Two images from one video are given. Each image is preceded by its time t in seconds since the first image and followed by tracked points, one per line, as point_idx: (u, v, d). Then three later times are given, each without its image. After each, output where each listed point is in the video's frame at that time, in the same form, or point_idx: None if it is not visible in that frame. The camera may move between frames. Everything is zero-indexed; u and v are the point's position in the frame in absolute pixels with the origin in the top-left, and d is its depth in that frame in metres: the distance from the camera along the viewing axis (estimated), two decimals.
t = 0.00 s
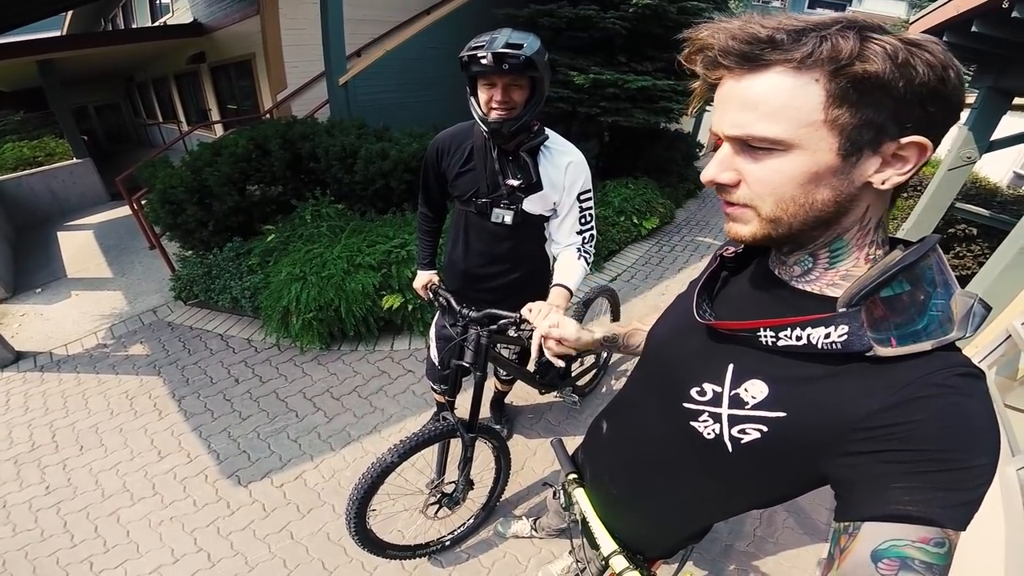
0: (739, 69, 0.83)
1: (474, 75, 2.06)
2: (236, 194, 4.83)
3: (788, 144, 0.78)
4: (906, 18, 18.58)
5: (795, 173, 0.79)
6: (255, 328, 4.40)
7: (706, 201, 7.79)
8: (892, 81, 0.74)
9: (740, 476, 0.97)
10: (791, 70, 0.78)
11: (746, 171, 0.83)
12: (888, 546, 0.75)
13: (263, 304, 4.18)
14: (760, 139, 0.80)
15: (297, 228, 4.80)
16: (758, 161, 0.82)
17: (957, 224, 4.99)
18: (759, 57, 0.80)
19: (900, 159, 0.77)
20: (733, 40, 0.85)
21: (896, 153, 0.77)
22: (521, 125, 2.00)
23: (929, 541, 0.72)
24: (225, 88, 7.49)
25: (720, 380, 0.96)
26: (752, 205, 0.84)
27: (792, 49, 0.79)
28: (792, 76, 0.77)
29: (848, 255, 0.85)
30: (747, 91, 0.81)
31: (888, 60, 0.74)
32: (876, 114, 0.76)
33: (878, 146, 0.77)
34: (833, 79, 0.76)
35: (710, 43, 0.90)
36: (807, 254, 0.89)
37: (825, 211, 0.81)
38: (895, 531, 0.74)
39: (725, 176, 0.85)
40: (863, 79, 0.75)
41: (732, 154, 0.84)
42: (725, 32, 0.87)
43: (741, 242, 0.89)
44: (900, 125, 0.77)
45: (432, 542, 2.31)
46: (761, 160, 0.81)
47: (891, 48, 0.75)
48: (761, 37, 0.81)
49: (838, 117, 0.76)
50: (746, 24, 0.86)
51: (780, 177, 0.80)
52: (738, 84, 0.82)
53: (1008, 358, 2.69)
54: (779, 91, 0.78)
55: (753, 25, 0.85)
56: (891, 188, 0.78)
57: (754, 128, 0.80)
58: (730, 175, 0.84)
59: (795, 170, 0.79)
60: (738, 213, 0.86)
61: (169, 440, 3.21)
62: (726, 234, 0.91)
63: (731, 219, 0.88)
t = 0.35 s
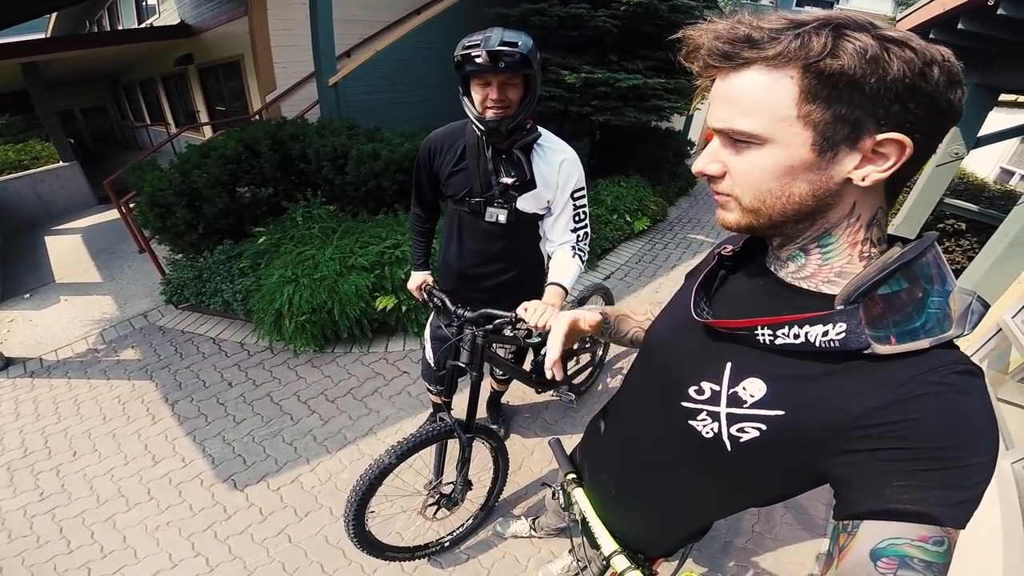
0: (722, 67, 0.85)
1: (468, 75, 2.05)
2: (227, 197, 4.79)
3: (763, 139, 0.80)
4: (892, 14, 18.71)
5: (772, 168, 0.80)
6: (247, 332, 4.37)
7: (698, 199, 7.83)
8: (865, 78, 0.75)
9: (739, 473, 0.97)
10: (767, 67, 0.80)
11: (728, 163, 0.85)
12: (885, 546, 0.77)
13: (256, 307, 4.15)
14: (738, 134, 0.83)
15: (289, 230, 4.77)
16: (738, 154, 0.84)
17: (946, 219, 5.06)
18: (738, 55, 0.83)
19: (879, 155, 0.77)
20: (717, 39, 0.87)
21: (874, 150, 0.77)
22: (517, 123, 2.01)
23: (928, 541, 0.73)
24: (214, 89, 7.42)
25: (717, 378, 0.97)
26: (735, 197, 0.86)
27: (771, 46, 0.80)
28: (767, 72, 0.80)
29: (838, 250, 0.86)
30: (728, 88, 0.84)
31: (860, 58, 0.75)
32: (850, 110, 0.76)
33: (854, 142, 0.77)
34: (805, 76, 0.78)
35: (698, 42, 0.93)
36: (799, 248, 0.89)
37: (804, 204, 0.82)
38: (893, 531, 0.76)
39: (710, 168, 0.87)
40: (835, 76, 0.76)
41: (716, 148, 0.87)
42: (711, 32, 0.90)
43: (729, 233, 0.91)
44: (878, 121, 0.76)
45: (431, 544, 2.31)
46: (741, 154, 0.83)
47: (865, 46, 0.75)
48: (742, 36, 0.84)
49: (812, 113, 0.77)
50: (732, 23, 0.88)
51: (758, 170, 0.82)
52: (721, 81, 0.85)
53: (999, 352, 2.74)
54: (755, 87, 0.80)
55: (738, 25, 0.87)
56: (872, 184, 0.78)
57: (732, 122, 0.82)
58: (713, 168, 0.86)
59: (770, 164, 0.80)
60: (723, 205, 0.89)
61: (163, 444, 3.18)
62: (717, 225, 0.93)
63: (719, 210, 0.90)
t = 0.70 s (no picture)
0: (729, 68, 0.87)
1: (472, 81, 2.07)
2: (231, 201, 4.82)
3: (769, 139, 0.81)
4: (895, 19, 18.65)
5: (775, 167, 0.82)
6: (251, 336, 4.38)
7: (700, 206, 7.84)
8: (869, 78, 0.75)
9: (743, 477, 0.97)
10: (772, 69, 0.81)
11: (733, 162, 0.86)
12: (889, 547, 0.76)
13: (259, 312, 4.16)
14: (745, 133, 0.84)
15: (293, 235, 4.80)
16: (743, 154, 0.85)
17: (949, 225, 5.05)
18: (744, 56, 0.84)
19: (882, 156, 0.77)
20: (726, 41, 0.88)
21: (877, 150, 0.77)
22: (520, 129, 2.02)
23: (930, 542, 0.73)
24: (220, 95, 7.48)
25: (721, 381, 0.97)
26: (740, 196, 0.87)
27: (776, 48, 0.81)
28: (773, 73, 0.81)
29: (843, 253, 0.86)
30: (735, 89, 0.85)
31: (864, 60, 0.75)
32: (854, 110, 0.76)
33: (857, 142, 0.77)
34: (810, 77, 0.78)
35: (706, 46, 0.94)
36: (802, 250, 0.90)
37: (808, 204, 0.83)
38: (896, 532, 0.75)
39: (716, 167, 0.89)
40: (838, 76, 0.77)
41: (722, 148, 0.88)
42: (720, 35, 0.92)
43: (736, 232, 0.92)
44: (881, 122, 0.76)
45: (434, 549, 2.30)
46: (746, 153, 0.84)
47: (870, 48, 0.76)
48: (749, 38, 0.85)
49: (815, 113, 0.78)
50: (740, 27, 0.89)
51: (763, 169, 0.83)
52: (728, 81, 0.87)
53: (1004, 357, 2.73)
54: (761, 88, 0.81)
55: (746, 27, 0.88)
56: (875, 185, 0.78)
57: (739, 122, 0.84)
58: (720, 167, 0.88)
59: (774, 163, 0.81)
60: (729, 204, 0.90)
61: (165, 448, 3.18)
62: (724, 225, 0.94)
63: (725, 210, 0.91)
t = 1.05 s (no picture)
0: (722, 66, 0.90)
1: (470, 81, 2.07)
2: (229, 201, 4.81)
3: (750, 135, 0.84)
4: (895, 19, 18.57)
5: (756, 162, 0.84)
6: (249, 336, 4.37)
7: (698, 205, 7.85)
8: (845, 77, 0.76)
9: (739, 474, 0.98)
10: (756, 66, 0.83)
11: (720, 157, 0.89)
12: (887, 547, 0.76)
13: (257, 311, 4.15)
14: (731, 128, 0.87)
15: (291, 234, 4.79)
16: (729, 148, 0.88)
17: (947, 224, 5.07)
18: (733, 54, 0.86)
19: (860, 155, 0.77)
20: (719, 40, 0.91)
21: (854, 149, 0.77)
22: (518, 128, 2.02)
23: (928, 542, 0.73)
24: (218, 94, 7.46)
25: (718, 378, 0.97)
26: (728, 190, 0.89)
27: (762, 47, 0.83)
28: (755, 72, 0.83)
29: (833, 250, 0.87)
30: (724, 86, 0.89)
31: (839, 59, 0.76)
32: (829, 108, 0.78)
33: (834, 139, 0.78)
34: (789, 75, 0.80)
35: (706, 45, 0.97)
36: (794, 248, 0.91)
37: (789, 200, 0.85)
38: (893, 531, 0.75)
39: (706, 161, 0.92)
40: (814, 74, 0.78)
41: (712, 142, 0.91)
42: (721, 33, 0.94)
43: (727, 226, 0.94)
44: (858, 121, 0.77)
45: (433, 548, 2.30)
46: (731, 147, 0.87)
47: (849, 47, 0.76)
48: (743, 36, 0.87)
49: (793, 111, 0.80)
50: (736, 26, 0.90)
51: (745, 164, 0.85)
52: (721, 78, 0.89)
53: (1001, 356, 2.73)
54: (746, 84, 0.84)
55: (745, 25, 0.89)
56: (851, 184, 0.78)
57: (726, 117, 0.87)
58: (709, 161, 0.91)
59: (755, 158, 0.84)
60: (719, 197, 0.93)
61: (163, 448, 3.17)
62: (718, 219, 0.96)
63: (718, 203, 0.94)
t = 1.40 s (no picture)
0: (723, 65, 0.96)
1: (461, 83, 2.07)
2: (221, 207, 4.78)
3: (734, 130, 0.90)
4: (881, 15, 18.72)
5: (738, 156, 0.90)
6: (244, 342, 4.35)
7: (691, 203, 7.88)
8: (810, 76, 0.80)
9: (739, 474, 0.98)
10: (742, 66, 0.90)
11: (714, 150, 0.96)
12: (885, 547, 0.77)
13: (252, 318, 4.13)
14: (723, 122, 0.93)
15: (284, 240, 4.76)
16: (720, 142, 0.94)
17: (937, 218, 5.12)
18: (727, 55, 0.93)
19: (830, 152, 0.80)
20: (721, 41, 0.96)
21: (824, 146, 0.80)
22: (512, 130, 2.02)
23: (926, 542, 0.74)
24: (207, 99, 7.41)
25: (717, 378, 0.98)
26: (721, 181, 0.96)
27: (748, 48, 0.89)
28: (742, 70, 0.90)
29: (823, 247, 0.87)
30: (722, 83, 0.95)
31: (805, 59, 0.81)
32: (799, 106, 0.82)
33: (803, 135, 0.82)
34: (766, 75, 0.86)
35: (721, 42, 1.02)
36: (785, 243, 0.92)
37: (767, 193, 0.90)
38: (892, 532, 0.76)
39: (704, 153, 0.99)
40: (784, 74, 0.83)
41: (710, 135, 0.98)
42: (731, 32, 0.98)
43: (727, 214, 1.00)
44: (825, 119, 0.80)
45: (434, 552, 2.30)
46: (722, 140, 0.94)
47: (822, 48, 0.80)
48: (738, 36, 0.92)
49: (771, 108, 0.85)
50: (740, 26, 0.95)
51: (729, 157, 0.91)
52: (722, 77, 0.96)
53: (995, 349, 2.76)
54: (735, 84, 0.91)
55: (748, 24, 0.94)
56: (820, 179, 0.82)
57: (720, 112, 0.94)
58: (707, 153, 0.98)
59: (738, 152, 0.90)
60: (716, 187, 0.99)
61: (161, 456, 3.15)
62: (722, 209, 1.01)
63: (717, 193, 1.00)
